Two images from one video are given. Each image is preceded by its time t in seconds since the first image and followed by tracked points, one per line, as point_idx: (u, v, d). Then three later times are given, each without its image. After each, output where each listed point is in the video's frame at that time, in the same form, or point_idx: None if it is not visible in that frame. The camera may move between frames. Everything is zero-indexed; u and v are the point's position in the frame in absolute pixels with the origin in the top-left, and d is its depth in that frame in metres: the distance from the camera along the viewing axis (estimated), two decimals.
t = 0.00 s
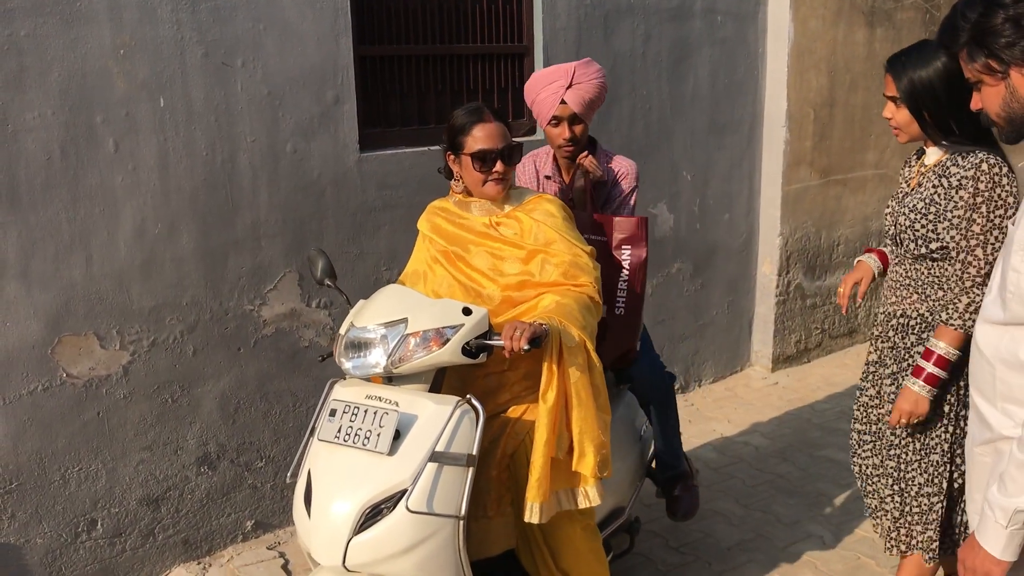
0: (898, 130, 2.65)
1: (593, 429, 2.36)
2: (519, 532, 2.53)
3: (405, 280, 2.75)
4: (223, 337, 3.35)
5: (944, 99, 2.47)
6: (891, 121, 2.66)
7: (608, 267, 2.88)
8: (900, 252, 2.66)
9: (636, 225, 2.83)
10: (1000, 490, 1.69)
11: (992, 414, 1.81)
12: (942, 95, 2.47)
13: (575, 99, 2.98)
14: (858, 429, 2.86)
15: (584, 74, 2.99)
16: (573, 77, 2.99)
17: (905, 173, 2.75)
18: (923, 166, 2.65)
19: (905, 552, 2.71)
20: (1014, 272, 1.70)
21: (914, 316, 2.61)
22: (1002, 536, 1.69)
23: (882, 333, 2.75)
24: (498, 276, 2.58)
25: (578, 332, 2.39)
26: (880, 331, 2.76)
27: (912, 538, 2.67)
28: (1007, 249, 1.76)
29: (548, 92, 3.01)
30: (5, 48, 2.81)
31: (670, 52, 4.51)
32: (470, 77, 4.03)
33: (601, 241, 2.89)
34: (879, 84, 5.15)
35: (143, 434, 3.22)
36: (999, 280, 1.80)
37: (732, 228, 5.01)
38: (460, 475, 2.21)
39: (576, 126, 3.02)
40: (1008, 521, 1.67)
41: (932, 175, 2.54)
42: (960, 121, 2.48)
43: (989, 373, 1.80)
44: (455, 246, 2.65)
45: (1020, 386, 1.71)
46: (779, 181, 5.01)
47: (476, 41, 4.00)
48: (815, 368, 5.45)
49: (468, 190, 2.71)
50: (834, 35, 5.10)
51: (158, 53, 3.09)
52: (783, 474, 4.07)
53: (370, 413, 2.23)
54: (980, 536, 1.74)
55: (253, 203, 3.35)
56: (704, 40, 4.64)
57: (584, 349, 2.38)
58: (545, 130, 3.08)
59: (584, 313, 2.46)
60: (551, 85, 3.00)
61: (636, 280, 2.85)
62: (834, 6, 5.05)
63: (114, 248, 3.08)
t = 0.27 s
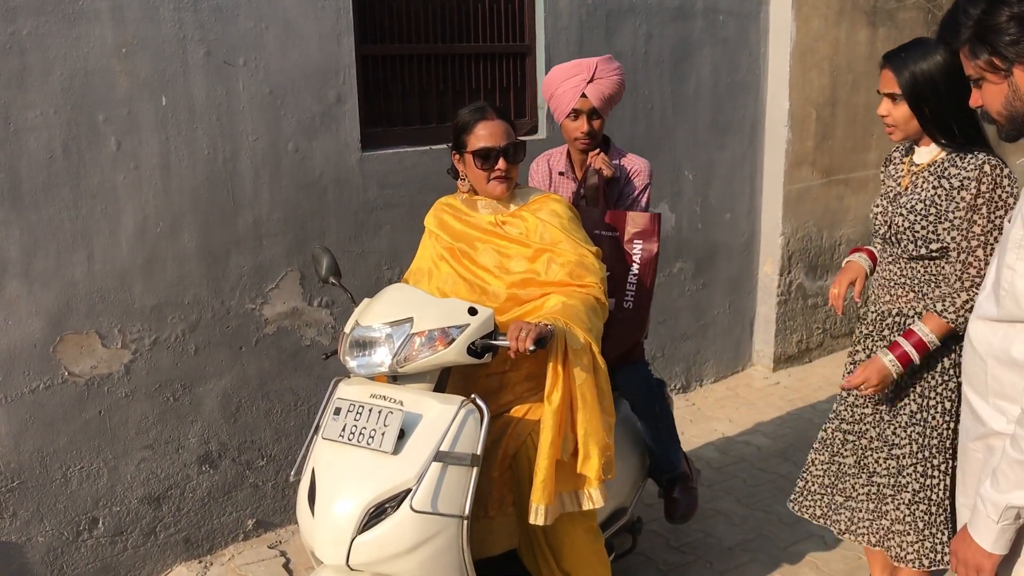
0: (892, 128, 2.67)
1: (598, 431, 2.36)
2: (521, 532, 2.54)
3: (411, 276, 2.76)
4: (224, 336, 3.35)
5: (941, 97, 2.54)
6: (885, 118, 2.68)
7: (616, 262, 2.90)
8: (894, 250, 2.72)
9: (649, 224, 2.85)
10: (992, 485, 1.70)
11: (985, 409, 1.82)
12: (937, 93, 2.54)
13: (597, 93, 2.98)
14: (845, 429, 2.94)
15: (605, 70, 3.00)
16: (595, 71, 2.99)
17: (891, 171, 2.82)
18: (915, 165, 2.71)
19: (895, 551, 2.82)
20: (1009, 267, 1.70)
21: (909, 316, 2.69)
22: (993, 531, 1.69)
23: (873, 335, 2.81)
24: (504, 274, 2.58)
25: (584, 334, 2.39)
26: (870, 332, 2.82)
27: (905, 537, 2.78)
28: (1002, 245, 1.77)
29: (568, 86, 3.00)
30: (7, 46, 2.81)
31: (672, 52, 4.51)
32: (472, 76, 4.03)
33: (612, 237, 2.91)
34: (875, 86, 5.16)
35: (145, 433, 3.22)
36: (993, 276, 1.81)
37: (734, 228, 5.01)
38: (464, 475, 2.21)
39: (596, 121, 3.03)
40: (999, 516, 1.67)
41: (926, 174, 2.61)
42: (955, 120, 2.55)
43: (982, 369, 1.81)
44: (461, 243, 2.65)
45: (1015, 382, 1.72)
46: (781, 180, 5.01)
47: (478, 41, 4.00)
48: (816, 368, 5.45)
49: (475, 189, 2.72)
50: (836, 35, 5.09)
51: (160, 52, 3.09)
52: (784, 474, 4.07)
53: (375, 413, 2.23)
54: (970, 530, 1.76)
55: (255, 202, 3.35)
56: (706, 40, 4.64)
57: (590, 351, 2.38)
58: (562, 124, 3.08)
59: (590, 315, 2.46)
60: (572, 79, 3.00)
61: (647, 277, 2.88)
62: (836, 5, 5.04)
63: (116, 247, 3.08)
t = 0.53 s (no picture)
0: (902, 119, 2.76)
1: (601, 430, 2.36)
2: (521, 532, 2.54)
3: (410, 275, 2.76)
4: (226, 335, 3.35)
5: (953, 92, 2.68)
6: (896, 108, 2.76)
7: (617, 262, 2.90)
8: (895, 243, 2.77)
9: (653, 227, 2.86)
10: (988, 483, 1.70)
11: (983, 408, 1.81)
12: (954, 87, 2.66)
13: (625, 90, 2.99)
14: (840, 424, 2.96)
15: (632, 69, 3.01)
16: (624, 68, 3.00)
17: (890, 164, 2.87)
18: (915, 159, 2.79)
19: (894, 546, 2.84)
20: (1010, 266, 1.70)
21: (913, 310, 2.74)
22: (988, 528, 1.69)
23: (872, 330, 2.84)
24: (504, 274, 2.58)
25: (585, 334, 2.39)
26: (870, 327, 2.85)
27: (904, 529, 2.81)
28: (1003, 244, 1.77)
29: (597, 81, 2.99)
30: (9, 45, 2.81)
31: (674, 52, 4.51)
32: (474, 76, 4.03)
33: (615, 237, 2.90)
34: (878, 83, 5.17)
35: (146, 431, 3.22)
36: (993, 275, 1.80)
37: (735, 228, 5.01)
38: (463, 473, 2.21)
39: (621, 118, 3.02)
40: (994, 514, 1.67)
41: (930, 167, 2.73)
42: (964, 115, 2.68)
43: (980, 367, 1.80)
44: (461, 243, 2.65)
45: (1014, 381, 1.72)
46: (783, 180, 5.01)
47: (479, 40, 4.00)
48: (817, 368, 5.45)
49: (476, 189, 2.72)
50: (838, 35, 5.09)
51: (161, 52, 3.09)
52: (785, 474, 4.07)
53: (374, 411, 2.23)
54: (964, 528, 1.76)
55: (257, 201, 3.35)
56: (708, 40, 4.63)
57: (590, 350, 2.38)
58: (584, 118, 3.06)
59: (590, 315, 2.46)
60: (603, 73, 2.99)
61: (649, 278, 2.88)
62: (838, 6, 5.04)
63: (118, 246, 3.08)
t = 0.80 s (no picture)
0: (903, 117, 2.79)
1: (601, 428, 2.36)
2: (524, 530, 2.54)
3: (411, 277, 2.75)
4: (228, 335, 3.35)
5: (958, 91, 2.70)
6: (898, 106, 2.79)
7: (618, 264, 2.91)
8: (895, 242, 2.76)
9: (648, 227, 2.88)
10: (996, 485, 1.70)
11: (988, 409, 1.82)
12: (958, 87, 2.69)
13: (636, 92, 2.99)
14: (843, 423, 2.96)
15: (643, 73, 3.01)
16: (635, 71, 2.99)
17: (888, 163, 2.85)
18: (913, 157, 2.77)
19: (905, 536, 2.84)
20: (1016, 267, 1.70)
21: (916, 308, 2.75)
22: (998, 531, 1.68)
23: (873, 331, 2.84)
24: (504, 276, 2.58)
25: (585, 332, 2.40)
26: (871, 328, 2.84)
27: (914, 520, 2.82)
28: (1008, 244, 1.78)
29: (609, 82, 2.98)
30: (13, 45, 2.81)
31: (676, 52, 4.51)
32: (476, 76, 4.03)
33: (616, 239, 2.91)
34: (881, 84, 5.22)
35: (149, 431, 3.23)
36: (997, 275, 1.81)
37: (737, 228, 5.01)
38: (466, 472, 2.21)
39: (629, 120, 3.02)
40: (1004, 516, 1.67)
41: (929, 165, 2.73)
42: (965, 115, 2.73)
43: (985, 369, 1.81)
44: (461, 245, 2.65)
45: (1019, 381, 1.72)
46: (785, 181, 5.01)
47: (482, 40, 4.00)
48: (819, 368, 5.45)
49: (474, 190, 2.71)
50: (841, 35, 5.09)
51: (165, 51, 3.09)
52: (787, 474, 4.07)
53: (376, 410, 2.23)
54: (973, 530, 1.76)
55: (259, 200, 3.36)
56: (710, 40, 4.63)
57: (591, 348, 2.39)
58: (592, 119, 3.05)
59: (590, 312, 2.47)
60: (614, 75, 2.98)
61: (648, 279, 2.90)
62: (841, 6, 5.04)
63: (121, 245, 3.08)
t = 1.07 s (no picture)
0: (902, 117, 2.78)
1: (597, 428, 2.36)
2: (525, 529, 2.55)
3: (413, 278, 2.76)
4: (231, 334, 3.36)
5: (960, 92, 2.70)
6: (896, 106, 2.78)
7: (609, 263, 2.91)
8: (895, 240, 2.77)
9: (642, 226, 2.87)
10: (1010, 487, 1.70)
11: (995, 411, 1.81)
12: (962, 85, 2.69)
13: (624, 94, 2.97)
14: (845, 421, 2.96)
15: (631, 73, 2.98)
16: (623, 73, 2.97)
17: (888, 161, 2.87)
18: (912, 155, 2.79)
19: (905, 529, 2.85)
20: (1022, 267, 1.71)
21: (917, 306, 2.75)
22: (1012, 532, 1.68)
23: (874, 329, 2.85)
24: (506, 277, 2.58)
25: (583, 331, 2.39)
26: (872, 326, 2.85)
27: (914, 516, 2.82)
28: (1013, 245, 1.78)
29: (596, 85, 2.96)
30: (16, 45, 2.82)
31: (678, 51, 4.51)
32: (478, 76, 4.03)
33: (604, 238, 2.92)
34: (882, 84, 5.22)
35: (151, 430, 3.23)
36: (1002, 276, 1.81)
37: (739, 228, 5.01)
38: (465, 471, 2.21)
39: (618, 122, 3.00)
40: (1018, 517, 1.67)
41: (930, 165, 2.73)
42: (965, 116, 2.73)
43: (992, 370, 1.81)
44: (463, 246, 2.65)
45: None
46: (787, 180, 5.01)
47: (483, 40, 4.00)
48: (821, 368, 5.45)
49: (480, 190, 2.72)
50: (843, 34, 5.08)
51: (167, 51, 3.10)
52: (789, 474, 4.07)
53: (375, 410, 2.24)
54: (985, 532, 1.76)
55: (261, 200, 3.36)
56: (712, 40, 4.63)
57: (588, 348, 2.38)
58: (583, 121, 3.04)
59: (588, 312, 2.46)
60: (601, 78, 2.96)
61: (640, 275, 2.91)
62: (843, 5, 5.03)
63: (123, 246, 3.09)
